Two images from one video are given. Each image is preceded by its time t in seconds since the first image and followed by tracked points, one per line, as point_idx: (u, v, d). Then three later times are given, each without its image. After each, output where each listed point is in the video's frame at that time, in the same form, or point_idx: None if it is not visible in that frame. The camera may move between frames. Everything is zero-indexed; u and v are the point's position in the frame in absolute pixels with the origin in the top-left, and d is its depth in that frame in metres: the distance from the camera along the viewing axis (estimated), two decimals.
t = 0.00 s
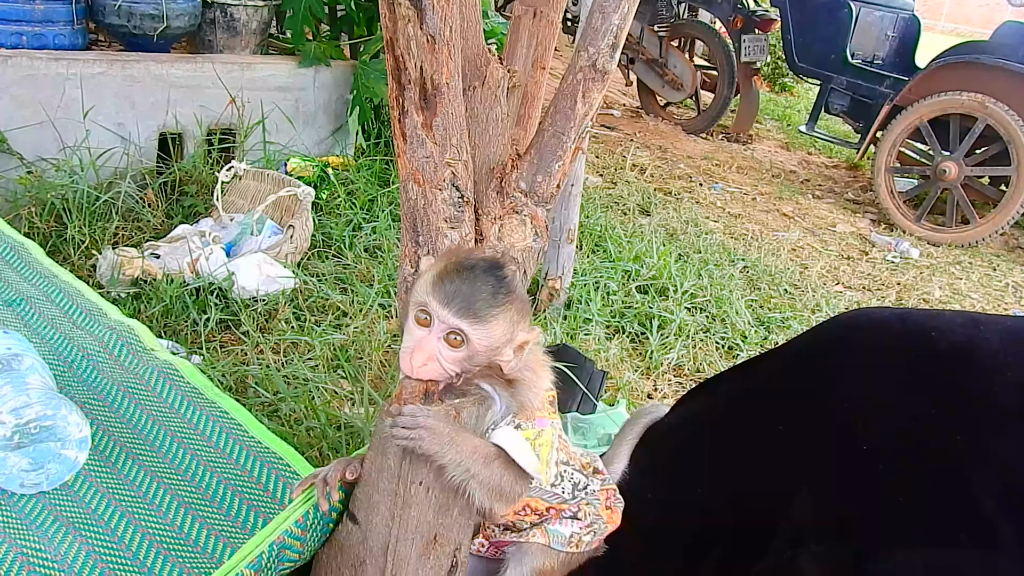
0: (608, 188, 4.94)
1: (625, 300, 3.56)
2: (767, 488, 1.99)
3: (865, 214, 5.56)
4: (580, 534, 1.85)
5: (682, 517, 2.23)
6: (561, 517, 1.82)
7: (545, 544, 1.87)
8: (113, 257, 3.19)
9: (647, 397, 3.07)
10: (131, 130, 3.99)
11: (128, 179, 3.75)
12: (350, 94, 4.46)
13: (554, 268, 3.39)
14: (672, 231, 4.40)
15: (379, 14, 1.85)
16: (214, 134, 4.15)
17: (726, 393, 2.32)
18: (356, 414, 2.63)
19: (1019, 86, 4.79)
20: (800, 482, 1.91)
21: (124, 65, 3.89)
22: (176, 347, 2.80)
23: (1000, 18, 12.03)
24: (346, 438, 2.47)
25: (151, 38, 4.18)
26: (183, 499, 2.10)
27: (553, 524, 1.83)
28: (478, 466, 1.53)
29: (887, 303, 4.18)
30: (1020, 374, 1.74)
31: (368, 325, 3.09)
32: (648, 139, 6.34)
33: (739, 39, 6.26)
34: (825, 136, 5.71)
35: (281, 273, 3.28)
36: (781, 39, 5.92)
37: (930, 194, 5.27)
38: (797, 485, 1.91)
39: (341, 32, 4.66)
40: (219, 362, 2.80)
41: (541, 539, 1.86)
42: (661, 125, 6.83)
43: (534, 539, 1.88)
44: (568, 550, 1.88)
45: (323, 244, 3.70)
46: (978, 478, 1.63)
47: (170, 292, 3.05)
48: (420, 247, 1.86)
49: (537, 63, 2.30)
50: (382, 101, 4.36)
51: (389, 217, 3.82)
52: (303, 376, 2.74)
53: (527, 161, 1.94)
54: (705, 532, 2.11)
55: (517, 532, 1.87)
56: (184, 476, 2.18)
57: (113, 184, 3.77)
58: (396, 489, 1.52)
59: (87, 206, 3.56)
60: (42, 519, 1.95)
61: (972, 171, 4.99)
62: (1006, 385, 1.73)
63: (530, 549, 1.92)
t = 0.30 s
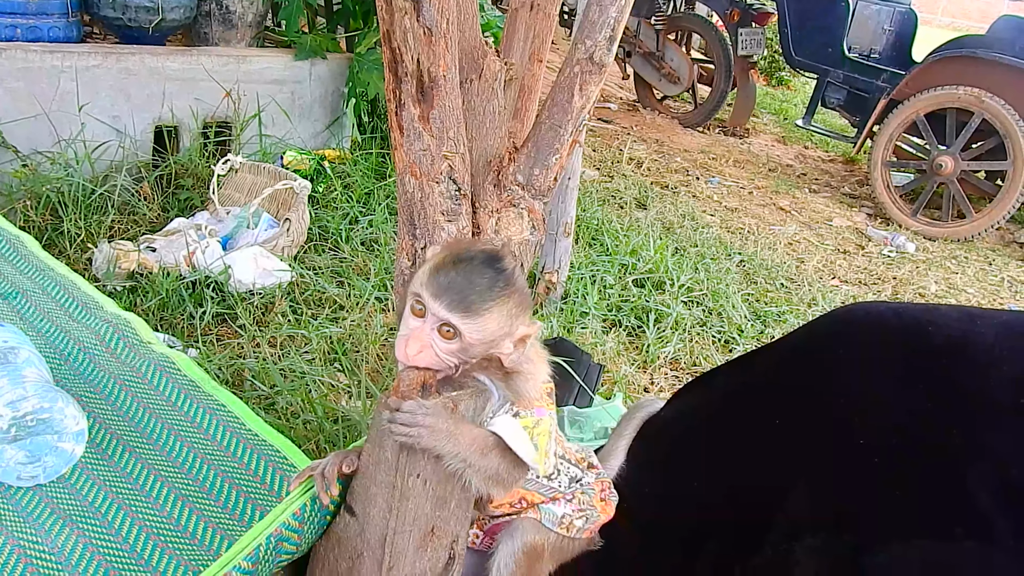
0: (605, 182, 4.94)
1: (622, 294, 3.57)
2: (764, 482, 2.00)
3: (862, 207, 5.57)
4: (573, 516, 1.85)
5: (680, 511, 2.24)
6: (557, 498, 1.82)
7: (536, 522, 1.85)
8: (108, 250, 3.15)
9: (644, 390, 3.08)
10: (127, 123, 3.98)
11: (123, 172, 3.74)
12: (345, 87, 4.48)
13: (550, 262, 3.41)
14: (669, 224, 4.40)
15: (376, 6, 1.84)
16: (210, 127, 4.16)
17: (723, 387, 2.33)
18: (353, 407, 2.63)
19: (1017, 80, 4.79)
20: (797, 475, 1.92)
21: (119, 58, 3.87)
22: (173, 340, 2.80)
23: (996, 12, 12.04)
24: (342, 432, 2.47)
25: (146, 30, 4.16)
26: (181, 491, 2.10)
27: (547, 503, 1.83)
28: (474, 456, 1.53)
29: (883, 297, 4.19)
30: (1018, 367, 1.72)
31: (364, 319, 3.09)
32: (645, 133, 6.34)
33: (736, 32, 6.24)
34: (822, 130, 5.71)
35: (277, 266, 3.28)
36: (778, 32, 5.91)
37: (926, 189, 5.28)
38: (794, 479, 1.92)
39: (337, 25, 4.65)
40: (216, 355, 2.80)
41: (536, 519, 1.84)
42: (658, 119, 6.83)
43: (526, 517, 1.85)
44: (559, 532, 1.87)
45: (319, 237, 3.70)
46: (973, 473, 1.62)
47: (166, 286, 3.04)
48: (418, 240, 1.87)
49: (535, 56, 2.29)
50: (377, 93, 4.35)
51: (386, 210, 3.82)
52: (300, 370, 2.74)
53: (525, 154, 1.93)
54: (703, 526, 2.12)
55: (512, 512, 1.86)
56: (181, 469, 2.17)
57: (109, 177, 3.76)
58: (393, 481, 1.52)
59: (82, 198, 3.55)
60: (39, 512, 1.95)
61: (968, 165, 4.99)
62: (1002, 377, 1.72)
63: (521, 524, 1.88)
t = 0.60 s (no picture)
0: (604, 174, 4.94)
1: (620, 286, 3.57)
2: (764, 474, 2.01)
3: (861, 201, 5.58)
4: (560, 521, 1.84)
5: (680, 502, 2.25)
6: (540, 505, 1.82)
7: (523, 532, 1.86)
8: (106, 242, 3.16)
9: (642, 382, 3.09)
10: (124, 114, 3.97)
11: (121, 163, 3.74)
12: (342, 78, 4.47)
13: (549, 254, 3.38)
14: (667, 217, 4.40)
15: None
16: (207, 118, 4.14)
17: (723, 380, 2.31)
18: (352, 398, 2.65)
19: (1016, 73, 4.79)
20: (796, 467, 1.93)
21: (116, 49, 3.87)
22: (172, 331, 2.80)
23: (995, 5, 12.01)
24: (341, 422, 2.48)
25: (142, 21, 4.16)
26: (180, 481, 2.10)
27: (531, 512, 1.83)
28: (475, 443, 1.53)
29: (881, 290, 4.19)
30: (1017, 362, 1.69)
31: (363, 310, 3.09)
32: (643, 125, 6.34)
33: (735, 24, 6.27)
34: (820, 123, 5.70)
35: (275, 257, 3.27)
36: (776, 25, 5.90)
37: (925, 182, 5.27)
38: (793, 471, 1.93)
39: (335, 16, 4.64)
40: (214, 346, 2.81)
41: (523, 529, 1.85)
42: (657, 111, 6.82)
43: (513, 530, 1.87)
44: (549, 538, 1.85)
45: (317, 228, 3.70)
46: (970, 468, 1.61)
47: (164, 277, 3.04)
48: (416, 230, 1.90)
49: (534, 46, 2.25)
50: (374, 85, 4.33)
51: (384, 202, 3.82)
52: (299, 361, 2.75)
53: (524, 145, 1.96)
54: (702, 517, 2.13)
55: (499, 522, 1.87)
56: (181, 458, 2.17)
57: (106, 168, 3.76)
58: (394, 471, 1.51)
59: (80, 189, 3.55)
60: (39, 501, 1.95)
61: (967, 159, 4.99)
62: (1001, 372, 1.69)
63: (507, 540, 1.91)
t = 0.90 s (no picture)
0: (610, 156, 4.92)
1: (626, 270, 3.56)
2: (767, 452, 2.02)
3: (868, 185, 5.57)
4: (563, 502, 1.85)
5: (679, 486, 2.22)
6: (544, 485, 1.83)
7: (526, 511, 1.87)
8: (113, 221, 3.19)
9: (647, 365, 3.09)
10: (130, 93, 3.96)
11: (126, 142, 3.74)
12: (349, 58, 4.41)
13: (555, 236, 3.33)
14: (673, 200, 4.39)
15: None
16: (214, 97, 4.09)
17: (725, 362, 2.29)
18: (357, 377, 2.69)
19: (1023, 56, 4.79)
20: (801, 446, 1.95)
21: (121, 27, 3.85)
22: (178, 310, 2.81)
23: None
24: (346, 403, 2.51)
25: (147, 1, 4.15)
26: (187, 461, 2.10)
27: (535, 492, 1.84)
28: (479, 426, 1.55)
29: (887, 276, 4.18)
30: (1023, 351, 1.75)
31: (368, 291, 3.09)
32: (650, 107, 6.31)
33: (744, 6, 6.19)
34: (828, 107, 5.66)
35: (281, 237, 3.28)
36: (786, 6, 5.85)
37: (933, 168, 5.26)
38: (799, 452, 1.95)
39: None
40: (220, 325, 2.81)
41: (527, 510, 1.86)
42: (664, 93, 6.78)
43: (517, 509, 1.88)
44: (553, 518, 1.86)
45: (323, 209, 3.70)
46: (980, 457, 1.68)
47: (170, 256, 3.04)
48: (423, 211, 1.89)
49: (542, 26, 2.25)
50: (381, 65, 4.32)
51: (390, 183, 3.81)
52: (304, 341, 2.75)
53: (531, 126, 1.91)
54: (703, 491, 2.15)
55: (503, 501, 1.89)
56: (187, 437, 2.18)
57: (112, 147, 3.76)
58: (399, 453, 1.52)
59: (86, 168, 3.54)
60: (46, 479, 1.97)
61: (977, 145, 4.97)
62: (1007, 362, 1.75)
63: (512, 519, 1.90)
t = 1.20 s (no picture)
0: (618, 139, 4.91)
1: (633, 253, 3.56)
2: (776, 434, 2.00)
3: (878, 169, 5.54)
4: (596, 514, 1.85)
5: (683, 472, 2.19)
6: (577, 499, 1.84)
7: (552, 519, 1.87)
8: (120, 204, 3.19)
9: (654, 349, 3.10)
10: (138, 76, 3.97)
11: (134, 124, 3.75)
12: (356, 42, 4.49)
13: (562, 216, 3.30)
14: (681, 183, 4.39)
15: None
16: (221, 80, 4.14)
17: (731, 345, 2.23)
18: (363, 360, 2.70)
19: None
20: (809, 429, 1.93)
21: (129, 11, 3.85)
22: (185, 292, 2.82)
23: None
24: (353, 385, 2.52)
25: None
26: (193, 441, 2.10)
27: (569, 507, 1.84)
28: (487, 409, 1.55)
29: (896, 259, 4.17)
30: None
31: (375, 275, 3.10)
32: (658, 91, 6.29)
33: None
34: (837, 90, 5.62)
35: (288, 221, 3.29)
36: None
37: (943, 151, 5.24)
38: (807, 432, 1.94)
39: None
40: (227, 309, 2.82)
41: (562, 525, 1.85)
42: (672, 76, 6.76)
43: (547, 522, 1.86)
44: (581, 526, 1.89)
45: (330, 192, 3.70)
46: (990, 442, 1.68)
47: (177, 239, 3.05)
48: (429, 194, 1.88)
49: (549, 8, 2.17)
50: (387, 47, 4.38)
51: (396, 166, 3.82)
52: (311, 324, 2.77)
53: (538, 109, 1.94)
54: (711, 475, 2.12)
55: (531, 510, 1.84)
56: (193, 419, 2.18)
57: (119, 130, 3.77)
58: (405, 434, 1.52)
59: (93, 151, 3.56)
60: (54, 458, 1.97)
61: (987, 127, 4.95)
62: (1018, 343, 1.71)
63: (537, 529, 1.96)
